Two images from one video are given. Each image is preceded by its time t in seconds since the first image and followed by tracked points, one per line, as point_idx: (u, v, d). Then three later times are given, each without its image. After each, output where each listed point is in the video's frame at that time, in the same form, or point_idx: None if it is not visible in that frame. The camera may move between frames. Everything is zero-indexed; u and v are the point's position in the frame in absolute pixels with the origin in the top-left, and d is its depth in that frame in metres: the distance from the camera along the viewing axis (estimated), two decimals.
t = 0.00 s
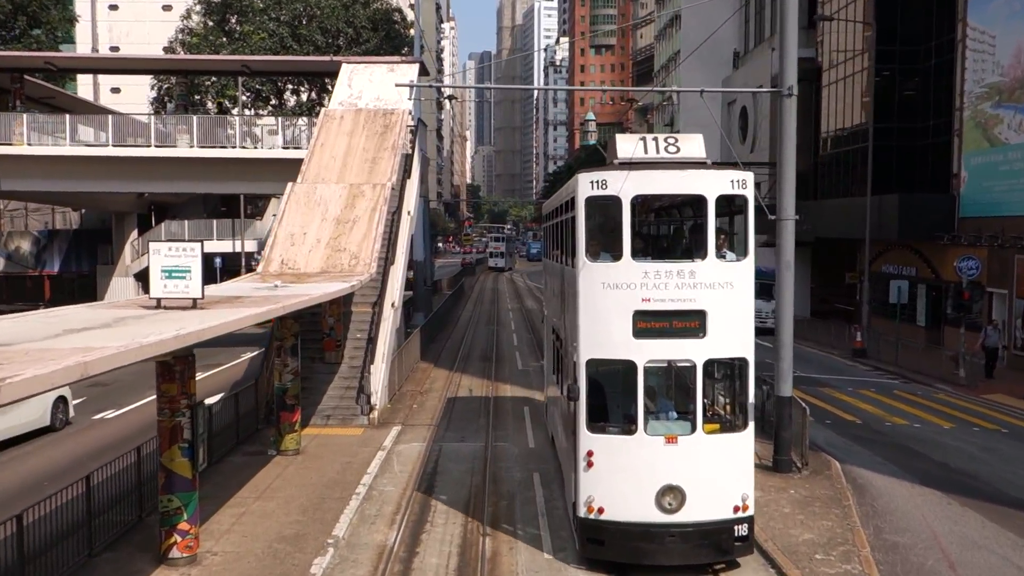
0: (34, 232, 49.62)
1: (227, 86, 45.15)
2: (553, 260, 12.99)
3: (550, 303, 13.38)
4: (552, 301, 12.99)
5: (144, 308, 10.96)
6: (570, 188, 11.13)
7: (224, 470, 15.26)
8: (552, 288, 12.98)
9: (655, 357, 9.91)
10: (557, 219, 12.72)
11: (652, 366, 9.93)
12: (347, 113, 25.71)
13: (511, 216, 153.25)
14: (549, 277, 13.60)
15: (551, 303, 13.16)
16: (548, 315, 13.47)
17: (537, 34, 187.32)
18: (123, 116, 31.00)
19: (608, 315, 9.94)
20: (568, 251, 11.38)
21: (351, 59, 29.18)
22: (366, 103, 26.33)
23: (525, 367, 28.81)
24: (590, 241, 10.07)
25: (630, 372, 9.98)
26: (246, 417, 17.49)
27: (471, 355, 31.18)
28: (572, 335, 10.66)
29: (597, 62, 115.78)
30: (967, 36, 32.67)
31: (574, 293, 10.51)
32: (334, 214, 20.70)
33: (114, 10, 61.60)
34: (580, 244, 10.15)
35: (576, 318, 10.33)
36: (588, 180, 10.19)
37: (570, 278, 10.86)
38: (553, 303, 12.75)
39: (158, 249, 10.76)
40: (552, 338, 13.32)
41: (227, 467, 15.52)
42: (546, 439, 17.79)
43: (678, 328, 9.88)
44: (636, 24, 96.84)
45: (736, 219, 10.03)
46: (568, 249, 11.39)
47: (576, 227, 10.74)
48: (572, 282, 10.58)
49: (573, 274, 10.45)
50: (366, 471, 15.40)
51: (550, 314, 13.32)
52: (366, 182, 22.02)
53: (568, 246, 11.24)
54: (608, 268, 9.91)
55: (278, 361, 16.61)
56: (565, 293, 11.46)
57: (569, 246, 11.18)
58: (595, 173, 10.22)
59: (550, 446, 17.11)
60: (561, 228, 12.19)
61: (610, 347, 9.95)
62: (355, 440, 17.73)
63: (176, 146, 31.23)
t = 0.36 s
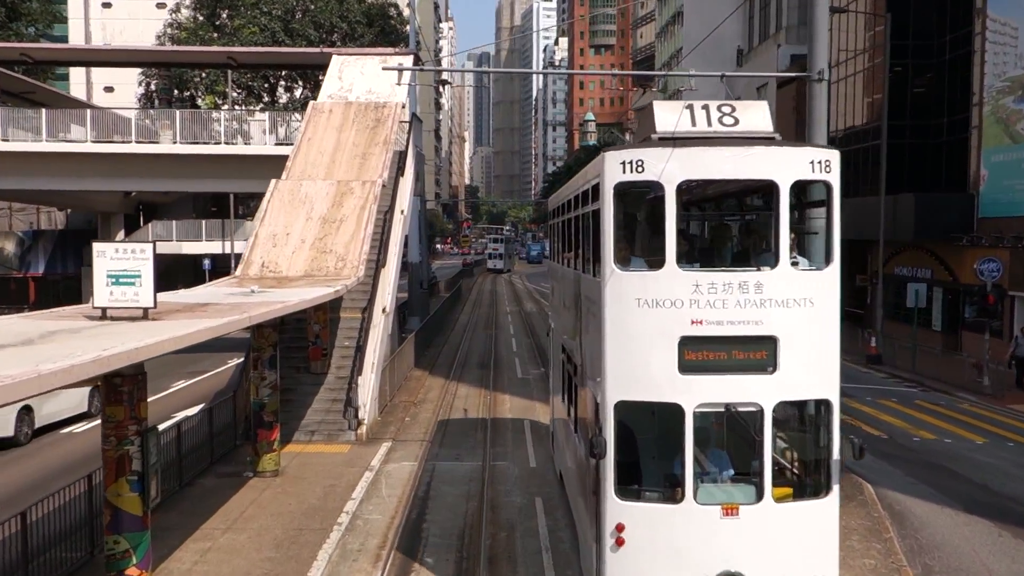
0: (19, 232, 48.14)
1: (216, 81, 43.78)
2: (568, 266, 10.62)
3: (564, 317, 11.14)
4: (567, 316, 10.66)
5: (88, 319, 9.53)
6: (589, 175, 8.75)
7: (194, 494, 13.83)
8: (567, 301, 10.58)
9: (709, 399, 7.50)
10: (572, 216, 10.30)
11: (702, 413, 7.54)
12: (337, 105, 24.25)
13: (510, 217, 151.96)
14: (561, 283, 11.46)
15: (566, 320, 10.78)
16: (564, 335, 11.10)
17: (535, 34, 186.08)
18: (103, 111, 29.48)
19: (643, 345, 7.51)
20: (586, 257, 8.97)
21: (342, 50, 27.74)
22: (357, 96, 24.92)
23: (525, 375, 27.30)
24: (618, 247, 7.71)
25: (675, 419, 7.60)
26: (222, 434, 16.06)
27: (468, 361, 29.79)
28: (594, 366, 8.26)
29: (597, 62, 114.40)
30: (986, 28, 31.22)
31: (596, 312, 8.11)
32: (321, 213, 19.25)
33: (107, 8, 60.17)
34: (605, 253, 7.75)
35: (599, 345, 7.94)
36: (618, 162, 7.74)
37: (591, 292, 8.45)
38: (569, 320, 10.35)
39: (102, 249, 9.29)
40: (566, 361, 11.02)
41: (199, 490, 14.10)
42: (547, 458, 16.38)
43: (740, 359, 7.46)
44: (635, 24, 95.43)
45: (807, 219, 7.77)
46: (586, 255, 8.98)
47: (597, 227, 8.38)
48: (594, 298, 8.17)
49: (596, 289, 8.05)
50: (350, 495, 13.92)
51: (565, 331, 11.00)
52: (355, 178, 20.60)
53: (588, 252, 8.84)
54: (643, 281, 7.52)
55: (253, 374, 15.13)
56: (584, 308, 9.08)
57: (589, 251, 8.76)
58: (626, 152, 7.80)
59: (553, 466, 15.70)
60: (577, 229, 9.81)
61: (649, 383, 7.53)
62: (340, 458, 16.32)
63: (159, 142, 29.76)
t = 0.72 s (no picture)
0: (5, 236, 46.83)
1: (207, 79, 42.52)
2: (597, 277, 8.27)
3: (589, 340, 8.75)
4: (596, 340, 8.27)
5: (20, 334, 8.17)
6: (631, 146, 6.31)
7: (161, 524, 12.49)
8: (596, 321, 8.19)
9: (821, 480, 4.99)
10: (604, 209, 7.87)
11: (806, 498, 5.05)
12: (326, 100, 22.87)
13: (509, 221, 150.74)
14: (586, 297, 9.09)
15: (594, 346, 8.39)
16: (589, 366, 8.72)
17: (535, 37, 185.07)
18: (83, 107, 28.08)
19: (720, 400, 5.04)
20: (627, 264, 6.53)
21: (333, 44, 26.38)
22: (349, 90, 23.50)
23: (526, 385, 25.85)
24: (680, 247, 5.27)
25: (765, 507, 5.13)
26: (195, 455, 14.69)
27: (466, 370, 28.44)
28: (642, 421, 5.80)
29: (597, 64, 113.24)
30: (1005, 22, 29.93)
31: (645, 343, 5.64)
32: (306, 213, 17.85)
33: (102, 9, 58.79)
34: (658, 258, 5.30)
35: (649, 393, 5.48)
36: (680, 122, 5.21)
37: (636, 315, 6.00)
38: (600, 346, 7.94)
39: (37, 253, 7.97)
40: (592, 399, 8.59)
41: (167, 519, 12.73)
42: (551, 480, 15.02)
43: (867, 421, 4.95)
44: (635, 25, 93.99)
45: (965, 200, 5.25)
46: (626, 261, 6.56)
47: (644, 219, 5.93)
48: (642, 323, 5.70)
49: (645, 312, 5.60)
50: (334, 526, 12.55)
51: (591, 358, 8.59)
52: (345, 177, 19.22)
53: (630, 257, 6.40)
54: (719, 304, 5.04)
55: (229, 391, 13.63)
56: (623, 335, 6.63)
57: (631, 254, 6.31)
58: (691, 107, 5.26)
59: (557, 490, 14.34)
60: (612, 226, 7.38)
61: (728, 454, 5.06)
62: (326, 480, 14.95)
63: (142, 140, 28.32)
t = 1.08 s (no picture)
0: None
1: (199, 75, 40.99)
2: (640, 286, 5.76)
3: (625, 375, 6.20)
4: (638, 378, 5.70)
5: None
6: (710, 73, 3.75)
7: (123, 556, 11.18)
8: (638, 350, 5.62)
9: None
10: (650, 191, 5.33)
11: None
12: (317, 92, 21.56)
13: (509, 222, 149.86)
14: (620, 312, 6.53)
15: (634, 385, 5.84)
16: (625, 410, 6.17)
17: (535, 38, 184.28)
18: (64, 101, 26.48)
19: (951, 574, 2.39)
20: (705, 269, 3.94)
21: (325, 34, 25.09)
22: (341, 82, 22.20)
23: (527, 394, 24.44)
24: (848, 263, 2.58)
25: None
26: (165, 476, 13.38)
27: (464, 376, 27.20)
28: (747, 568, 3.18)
29: (597, 64, 112.10)
30: None
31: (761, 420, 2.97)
32: (290, 211, 16.52)
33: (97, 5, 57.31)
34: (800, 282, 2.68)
35: (776, 523, 2.81)
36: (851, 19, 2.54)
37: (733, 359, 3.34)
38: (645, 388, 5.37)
39: None
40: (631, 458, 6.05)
41: (129, 551, 11.41)
42: (556, 504, 13.76)
43: None
44: (637, 24, 92.62)
45: None
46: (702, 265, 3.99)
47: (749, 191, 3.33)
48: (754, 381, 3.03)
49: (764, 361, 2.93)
50: (315, 559, 11.24)
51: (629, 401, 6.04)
52: (334, 173, 17.92)
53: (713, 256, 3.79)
54: (949, 371, 2.40)
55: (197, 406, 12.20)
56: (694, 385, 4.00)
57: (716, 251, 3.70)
58: None
59: (563, 515, 13.09)
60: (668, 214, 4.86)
61: None
62: (311, 502, 13.68)
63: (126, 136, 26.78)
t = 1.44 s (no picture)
0: None
1: (190, 71, 39.60)
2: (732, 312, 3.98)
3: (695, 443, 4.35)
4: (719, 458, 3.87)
5: None
6: None
7: None
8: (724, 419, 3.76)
9: None
10: (703, 174, 4.33)
11: None
12: (306, 84, 20.33)
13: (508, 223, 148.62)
14: (682, 350, 4.69)
15: (711, 463, 4.00)
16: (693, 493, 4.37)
17: (534, 38, 183.12)
18: (45, 96, 24.72)
19: None
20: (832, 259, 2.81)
21: (316, 24, 23.85)
22: (332, 73, 20.96)
23: (529, 402, 23.18)
24: None
25: None
26: (132, 501, 12.18)
27: (462, 384, 25.97)
28: None
29: (598, 63, 110.92)
30: None
31: None
32: (274, 209, 15.30)
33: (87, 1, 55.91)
34: None
35: None
36: None
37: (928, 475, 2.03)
38: (737, 481, 3.51)
39: None
40: (701, 561, 4.24)
41: None
42: (562, 529, 12.59)
43: None
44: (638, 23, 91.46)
45: None
46: (826, 256, 2.88)
47: None
48: None
49: None
50: None
51: (702, 479, 4.20)
52: (322, 168, 16.70)
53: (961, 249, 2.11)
54: None
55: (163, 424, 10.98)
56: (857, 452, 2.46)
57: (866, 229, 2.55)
58: None
59: (570, 543, 11.91)
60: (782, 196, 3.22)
61: None
62: (294, 527, 12.48)
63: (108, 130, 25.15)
